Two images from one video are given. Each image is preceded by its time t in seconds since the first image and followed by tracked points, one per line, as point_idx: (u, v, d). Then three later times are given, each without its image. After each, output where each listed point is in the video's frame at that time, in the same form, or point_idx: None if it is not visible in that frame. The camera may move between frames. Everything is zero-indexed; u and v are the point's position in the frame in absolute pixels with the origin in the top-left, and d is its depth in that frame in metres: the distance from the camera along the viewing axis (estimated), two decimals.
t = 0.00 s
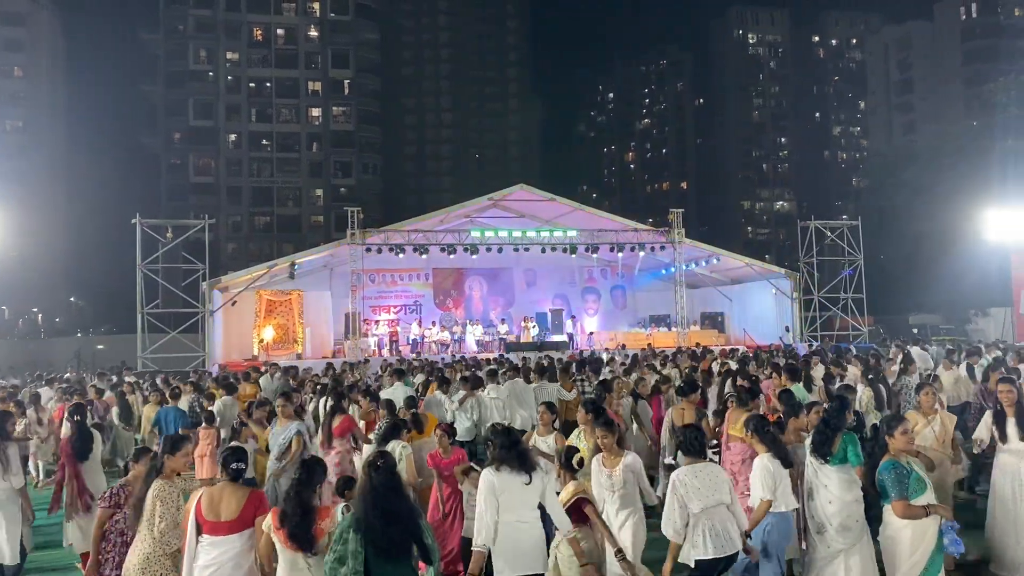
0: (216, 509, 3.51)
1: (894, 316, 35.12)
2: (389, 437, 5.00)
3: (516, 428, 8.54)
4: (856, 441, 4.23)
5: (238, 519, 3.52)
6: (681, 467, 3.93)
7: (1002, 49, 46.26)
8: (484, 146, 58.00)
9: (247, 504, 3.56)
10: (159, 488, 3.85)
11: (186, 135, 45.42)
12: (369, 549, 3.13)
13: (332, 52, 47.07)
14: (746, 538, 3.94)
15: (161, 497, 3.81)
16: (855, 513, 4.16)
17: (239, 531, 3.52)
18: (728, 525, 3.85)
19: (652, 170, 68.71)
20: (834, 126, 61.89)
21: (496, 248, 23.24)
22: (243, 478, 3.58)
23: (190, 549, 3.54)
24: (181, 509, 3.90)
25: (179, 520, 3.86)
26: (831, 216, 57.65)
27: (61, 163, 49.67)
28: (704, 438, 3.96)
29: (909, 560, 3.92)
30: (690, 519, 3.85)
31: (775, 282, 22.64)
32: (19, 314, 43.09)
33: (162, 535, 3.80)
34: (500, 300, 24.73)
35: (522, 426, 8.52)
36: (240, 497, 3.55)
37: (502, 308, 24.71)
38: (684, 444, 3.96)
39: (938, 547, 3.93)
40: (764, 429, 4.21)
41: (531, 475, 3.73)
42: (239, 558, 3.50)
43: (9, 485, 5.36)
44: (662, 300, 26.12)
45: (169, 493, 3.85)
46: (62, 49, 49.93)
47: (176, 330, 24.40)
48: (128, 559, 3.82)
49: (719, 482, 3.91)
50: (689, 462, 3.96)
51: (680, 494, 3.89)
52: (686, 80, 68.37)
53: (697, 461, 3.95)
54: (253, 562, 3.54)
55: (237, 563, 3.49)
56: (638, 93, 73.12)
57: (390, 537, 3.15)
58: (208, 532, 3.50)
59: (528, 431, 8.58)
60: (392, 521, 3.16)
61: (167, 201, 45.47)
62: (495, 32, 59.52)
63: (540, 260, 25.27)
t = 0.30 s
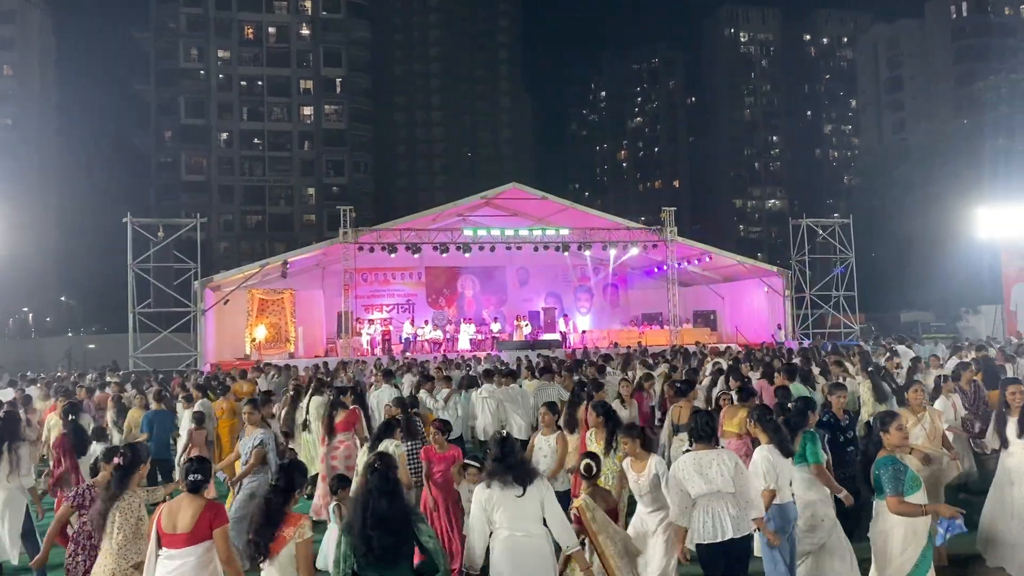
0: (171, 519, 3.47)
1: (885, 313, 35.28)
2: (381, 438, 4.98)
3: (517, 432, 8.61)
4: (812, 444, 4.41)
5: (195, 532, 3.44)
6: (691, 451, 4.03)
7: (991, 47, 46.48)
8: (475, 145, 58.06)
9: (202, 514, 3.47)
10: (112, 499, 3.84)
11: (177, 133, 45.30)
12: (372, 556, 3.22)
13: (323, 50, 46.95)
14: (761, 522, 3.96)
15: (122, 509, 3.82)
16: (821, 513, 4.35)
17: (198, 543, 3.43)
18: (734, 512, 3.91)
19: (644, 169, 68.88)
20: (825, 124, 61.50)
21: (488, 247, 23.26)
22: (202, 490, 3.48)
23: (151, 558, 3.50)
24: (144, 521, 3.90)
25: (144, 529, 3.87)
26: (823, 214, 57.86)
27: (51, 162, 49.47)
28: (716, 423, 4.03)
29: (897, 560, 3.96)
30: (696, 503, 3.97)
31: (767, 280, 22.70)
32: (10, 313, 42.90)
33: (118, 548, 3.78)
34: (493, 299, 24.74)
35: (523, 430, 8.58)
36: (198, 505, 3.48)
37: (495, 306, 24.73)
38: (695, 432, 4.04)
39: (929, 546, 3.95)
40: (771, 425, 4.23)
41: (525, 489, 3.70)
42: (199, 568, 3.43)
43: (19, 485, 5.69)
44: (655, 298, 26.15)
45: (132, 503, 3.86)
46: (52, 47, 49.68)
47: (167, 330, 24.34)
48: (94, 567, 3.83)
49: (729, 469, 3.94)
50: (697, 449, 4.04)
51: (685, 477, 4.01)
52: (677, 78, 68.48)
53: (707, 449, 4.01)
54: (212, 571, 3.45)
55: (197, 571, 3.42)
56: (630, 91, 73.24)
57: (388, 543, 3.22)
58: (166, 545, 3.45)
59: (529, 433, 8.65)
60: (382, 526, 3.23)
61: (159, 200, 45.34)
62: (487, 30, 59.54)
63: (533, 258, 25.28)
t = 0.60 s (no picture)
0: (147, 514, 3.46)
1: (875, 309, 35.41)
2: (373, 435, 4.94)
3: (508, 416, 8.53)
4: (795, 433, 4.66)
5: (165, 529, 3.42)
6: (698, 450, 4.08)
7: (980, 45, 46.79)
8: (467, 142, 58.05)
9: (175, 510, 3.44)
10: (78, 495, 3.86)
11: (167, 130, 45.15)
12: (377, 551, 3.15)
13: (314, 48, 46.83)
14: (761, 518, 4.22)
15: (92, 503, 3.89)
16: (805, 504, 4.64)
17: (171, 540, 3.42)
18: (730, 512, 3.94)
19: (635, 166, 68.99)
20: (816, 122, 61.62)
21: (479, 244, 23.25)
22: (176, 485, 3.47)
23: (128, 556, 3.52)
24: (116, 518, 4.01)
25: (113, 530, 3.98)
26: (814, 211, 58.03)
27: (41, 161, 49.28)
28: (723, 421, 4.12)
29: (888, 557, 3.97)
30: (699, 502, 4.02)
31: (758, 278, 22.78)
32: None
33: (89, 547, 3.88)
34: (485, 297, 24.74)
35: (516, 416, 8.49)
36: (172, 500, 3.46)
37: (487, 304, 24.72)
38: (697, 432, 4.14)
39: (920, 541, 3.96)
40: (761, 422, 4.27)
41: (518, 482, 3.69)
42: (175, 567, 3.41)
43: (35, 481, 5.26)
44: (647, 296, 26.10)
45: (102, 499, 3.94)
46: (40, 45, 49.49)
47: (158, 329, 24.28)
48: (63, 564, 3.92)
49: (727, 467, 4.01)
50: (703, 447, 4.12)
51: (694, 473, 4.02)
52: (669, 76, 68.60)
53: (712, 448, 4.09)
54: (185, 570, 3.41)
55: (172, 569, 3.40)
56: (621, 89, 73.37)
57: (389, 540, 3.15)
58: (143, 542, 3.45)
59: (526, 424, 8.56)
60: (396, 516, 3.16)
61: (150, 198, 45.18)
62: (477, 28, 59.42)
63: (524, 256, 25.30)
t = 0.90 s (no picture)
0: (126, 515, 3.39)
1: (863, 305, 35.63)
2: (365, 433, 4.86)
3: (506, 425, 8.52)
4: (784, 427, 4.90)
5: (141, 530, 3.34)
6: (722, 447, 4.10)
7: (966, 42, 47.15)
8: (456, 140, 57.98)
9: (150, 511, 3.35)
10: (49, 498, 3.68)
11: (154, 129, 44.91)
12: (413, 555, 3.06)
13: (302, 45, 46.62)
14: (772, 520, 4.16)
15: (61, 505, 3.66)
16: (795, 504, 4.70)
17: (147, 541, 3.32)
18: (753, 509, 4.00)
19: (624, 163, 69.16)
20: (803, 119, 61.92)
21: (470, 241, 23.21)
22: (159, 486, 3.38)
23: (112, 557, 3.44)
24: (86, 519, 3.75)
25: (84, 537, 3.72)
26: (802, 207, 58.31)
27: (27, 159, 49.00)
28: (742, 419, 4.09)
29: (875, 550, 4.02)
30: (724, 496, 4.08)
31: (747, 275, 22.84)
32: None
33: (64, 557, 3.64)
34: (475, 294, 24.72)
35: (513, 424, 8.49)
36: (149, 502, 3.37)
37: (477, 301, 24.70)
38: (721, 429, 4.10)
39: (907, 533, 4.02)
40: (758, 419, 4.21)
41: (515, 477, 3.68)
42: (151, 569, 3.31)
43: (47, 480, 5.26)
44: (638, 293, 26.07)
45: (74, 501, 3.70)
46: (26, 43, 49.18)
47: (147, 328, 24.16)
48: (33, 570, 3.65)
49: (750, 466, 4.02)
50: (727, 444, 4.12)
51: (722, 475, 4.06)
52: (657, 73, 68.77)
53: (735, 444, 4.09)
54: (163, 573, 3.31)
55: (153, 572, 3.30)
56: (610, 87, 73.58)
57: (433, 538, 3.07)
58: (123, 543, 3.35)
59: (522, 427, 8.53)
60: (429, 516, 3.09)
61: (137, 196, 44.94)
62: (466, 26, 59.33)
63: (514, 253, 25.30)
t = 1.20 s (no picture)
0: (104, 527, 3.16)
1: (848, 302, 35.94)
2: (356, 431, 4.76)
3: (497, 427, 8.50)
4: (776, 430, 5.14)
5: (118, 544, 3.12)
6: (728, 435, 4.12)
7: (949, 39, 47.75)
8: (443, 137, 57.96)
9: (128, 523, 3.13)
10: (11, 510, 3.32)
11: (139, 127, 44.63)
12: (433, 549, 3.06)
13: (287, 42, 46.38)
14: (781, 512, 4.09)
15: (21, 520, 3.28)
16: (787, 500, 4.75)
17: (125, 556, 3.09)
18: (765, 494, 4.03)
19: (611, 161, 69.49)
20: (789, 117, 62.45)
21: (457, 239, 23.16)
22: (137, 496, 3.20)
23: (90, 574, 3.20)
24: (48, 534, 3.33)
25: (48, 560, 3.33)
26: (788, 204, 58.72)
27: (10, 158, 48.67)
28: (750, 409, 4.12)
29: (866, 541, 4.04)
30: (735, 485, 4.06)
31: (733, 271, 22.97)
32: None
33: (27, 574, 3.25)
34: (462, 292, 24.73)
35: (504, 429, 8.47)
36: (129, 513, 3.16)
37: (464, 300, 24.71)
38: (731, 415, 4.13)
39: (897, 525, 4.05)
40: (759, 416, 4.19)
41: (554, 474, 3.52)
42: None
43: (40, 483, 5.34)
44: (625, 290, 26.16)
45: (33, 517, 3.30)
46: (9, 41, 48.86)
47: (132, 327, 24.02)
48: None
49: (769, 456, 4.04)
50: (733, 433, 4.13)
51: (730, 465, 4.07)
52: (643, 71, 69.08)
53: (747, 433, 4.10)
54: None
55: None
56: (597, 85, 73.89)
57: (449, 532, 3.06)
58: (104, 557, 3.12)
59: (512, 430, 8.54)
60: (445, 511, 3.07)
61: (122, 195, 44.68)
62: (452, 23, 59.26)
63: (502, 251, 25.30)
